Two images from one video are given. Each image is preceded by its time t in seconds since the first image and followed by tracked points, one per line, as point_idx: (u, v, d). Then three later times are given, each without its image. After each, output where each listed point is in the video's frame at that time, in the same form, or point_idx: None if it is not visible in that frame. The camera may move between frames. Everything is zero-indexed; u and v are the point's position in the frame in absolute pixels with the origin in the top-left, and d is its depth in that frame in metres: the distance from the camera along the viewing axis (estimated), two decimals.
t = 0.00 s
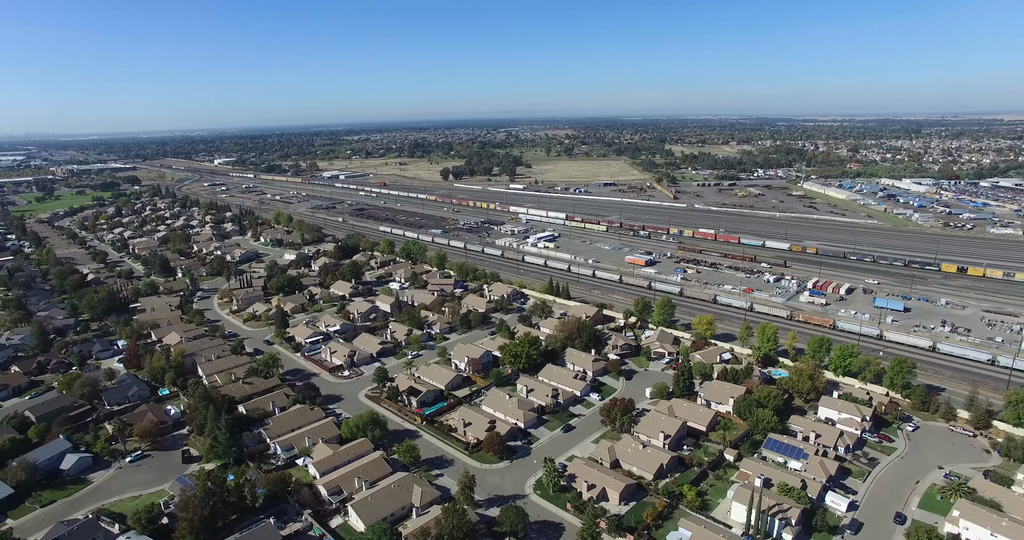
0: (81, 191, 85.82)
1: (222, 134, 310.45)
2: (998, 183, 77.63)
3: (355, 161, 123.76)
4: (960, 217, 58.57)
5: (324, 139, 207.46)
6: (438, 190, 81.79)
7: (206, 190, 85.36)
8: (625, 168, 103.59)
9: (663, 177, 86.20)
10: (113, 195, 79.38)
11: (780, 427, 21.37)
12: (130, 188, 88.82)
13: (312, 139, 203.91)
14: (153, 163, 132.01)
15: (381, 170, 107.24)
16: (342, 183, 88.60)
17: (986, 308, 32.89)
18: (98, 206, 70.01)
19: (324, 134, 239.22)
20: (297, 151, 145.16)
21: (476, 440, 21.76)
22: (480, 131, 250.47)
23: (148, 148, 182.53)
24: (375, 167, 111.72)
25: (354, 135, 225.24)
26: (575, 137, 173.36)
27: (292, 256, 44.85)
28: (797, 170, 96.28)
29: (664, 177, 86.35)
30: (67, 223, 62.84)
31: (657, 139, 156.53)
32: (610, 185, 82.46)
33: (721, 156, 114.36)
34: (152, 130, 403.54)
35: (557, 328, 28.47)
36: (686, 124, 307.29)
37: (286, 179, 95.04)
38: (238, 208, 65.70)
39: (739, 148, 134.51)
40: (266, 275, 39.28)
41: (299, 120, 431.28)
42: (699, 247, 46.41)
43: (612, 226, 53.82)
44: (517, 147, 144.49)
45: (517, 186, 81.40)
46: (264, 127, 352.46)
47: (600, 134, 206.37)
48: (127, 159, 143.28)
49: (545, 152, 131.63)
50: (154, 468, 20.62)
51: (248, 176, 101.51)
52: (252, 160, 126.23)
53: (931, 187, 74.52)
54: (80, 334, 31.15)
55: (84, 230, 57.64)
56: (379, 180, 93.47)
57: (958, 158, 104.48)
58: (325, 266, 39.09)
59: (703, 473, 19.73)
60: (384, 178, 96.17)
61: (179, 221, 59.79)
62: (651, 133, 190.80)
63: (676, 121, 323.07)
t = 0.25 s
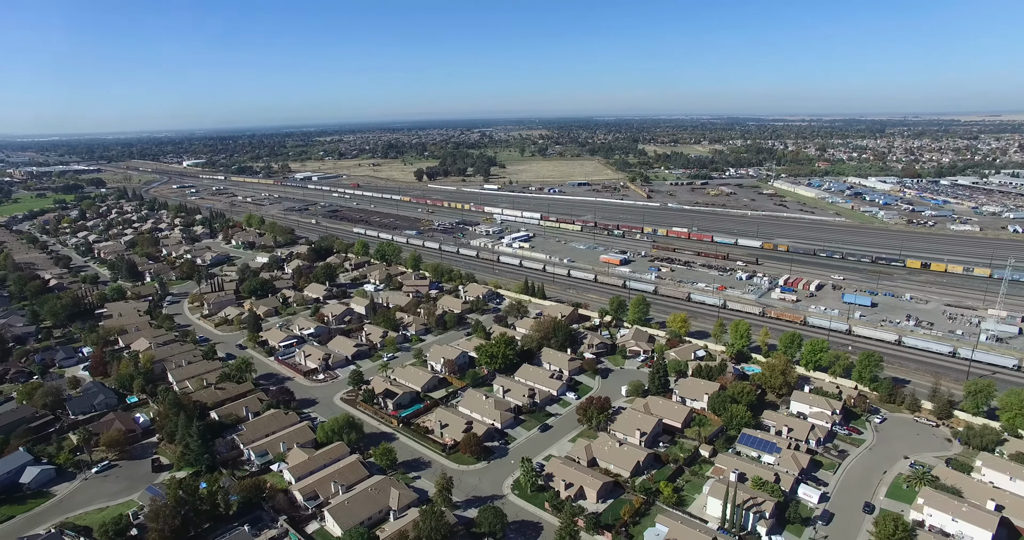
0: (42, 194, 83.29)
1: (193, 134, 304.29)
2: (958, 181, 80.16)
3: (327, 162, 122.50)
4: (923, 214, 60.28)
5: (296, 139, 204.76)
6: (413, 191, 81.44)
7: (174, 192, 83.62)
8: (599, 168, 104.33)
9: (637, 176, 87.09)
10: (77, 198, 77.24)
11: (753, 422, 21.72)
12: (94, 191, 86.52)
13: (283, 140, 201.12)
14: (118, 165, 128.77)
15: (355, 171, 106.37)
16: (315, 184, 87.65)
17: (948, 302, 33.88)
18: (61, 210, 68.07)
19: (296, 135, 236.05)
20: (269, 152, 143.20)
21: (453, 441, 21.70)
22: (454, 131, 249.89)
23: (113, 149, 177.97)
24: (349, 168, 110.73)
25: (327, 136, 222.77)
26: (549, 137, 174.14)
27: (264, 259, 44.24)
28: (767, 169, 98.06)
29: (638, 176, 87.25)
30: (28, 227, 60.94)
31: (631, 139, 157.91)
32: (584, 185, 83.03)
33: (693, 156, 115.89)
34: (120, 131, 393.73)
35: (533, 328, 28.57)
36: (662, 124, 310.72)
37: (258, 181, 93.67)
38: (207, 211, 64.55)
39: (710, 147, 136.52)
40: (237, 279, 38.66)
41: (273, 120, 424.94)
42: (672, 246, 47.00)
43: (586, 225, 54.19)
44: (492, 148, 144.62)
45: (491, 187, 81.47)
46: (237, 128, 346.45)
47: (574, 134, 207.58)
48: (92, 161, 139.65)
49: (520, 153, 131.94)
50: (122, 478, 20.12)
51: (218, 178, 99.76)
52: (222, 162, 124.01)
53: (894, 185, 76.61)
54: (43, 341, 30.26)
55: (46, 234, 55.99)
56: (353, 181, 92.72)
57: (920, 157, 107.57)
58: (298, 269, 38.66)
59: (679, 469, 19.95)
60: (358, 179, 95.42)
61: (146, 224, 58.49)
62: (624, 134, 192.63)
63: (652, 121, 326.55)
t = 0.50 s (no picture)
0: None
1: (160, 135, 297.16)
2: (917, 179, 82.69)
3: (297, 164, 120.91)
4: (885, 211, 62.06)
5: (265, 141, 201.67)
6: (384, 192, 80.93)
7: (138, 195, 81.60)
8: (571, 168, 104.95)
9: (608, 176, 87.88)
10: (34, 201, 74.76)
11: (726, 417, 22.04)
12: (52, 194, 83.80)
13: (252, 141, 197.81)
14: (79, 167, 125.00)
15: (325, 173, 105.19)
16: (285, 186, 86.45)
17: (910, 296, 34.90)
18: (17, 214, 65.81)
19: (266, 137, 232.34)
20: (237, 154, 140.62)
21: (428, 444, 21.60)
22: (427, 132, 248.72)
23: (74, 151, 172.66)
24: (319, 170, 109.45)
25: (297, 137, 219.61)
26: (522, 137, 174.57)
27: (233, 263, 43.53)
28: (736, 168, 99.77)
29: (609, 176, 88.01)
30: None
31: (602, 139, 159.19)
32: (556, 185, 83.47)
33: (664, 155, 117.32)
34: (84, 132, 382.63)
35: (507, 328, 28.64)
36: (632, 123, 312.72)
37: (226, 183, 92.03)
38: (173, 214, 63.17)
39: (680, 147, 138.43)
40: (206, 283, 37.95)
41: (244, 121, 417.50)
42: (644, 244, 47.56)
43: (559, 225, 54.51)
44: (465, 148, 144.30)
45: (463, 187, 81.40)
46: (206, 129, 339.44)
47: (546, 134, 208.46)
48: (51, 163, 135.31)
49: (492, 153, 131.98)
50: (86, 490, 19.54)
51: (184, 180, 97.68)
52: (188, 164, 121.43)
53: (858, 183, 78.67)
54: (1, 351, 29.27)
55: (2, 240, 54.11)
56: (323, 182, 91.69)
57: (881, 156, 110.63)
58: (269, 272, 38.12)
59: (653, 466, 20.15)
60: (329, 181, 94.45)
61: (109, 228, 56.97)
62: (595, 134, 194.23)
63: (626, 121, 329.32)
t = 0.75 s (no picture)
0: None
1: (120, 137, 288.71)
2: (875, 177, 85.32)
3: (262, 166, 118.83)
4: (844, 208, 63.86)
5: (229, 142, 197.71)
6: (352, 194, 80.16)
7: (95, 198, 79.12)
8: (540, 168, 105.40)
9: (577, 176, 88.52)
10: None
11: (696, 413, 22.37)
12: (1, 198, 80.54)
13: (215, 142, 193.71)
14: (31, 170, 120.35)
15: (290, 174, 103.59)
16: (249, 189, 84.90)
17: (869, 290, 35.96)
18: None
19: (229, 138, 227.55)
20: (200, 155, 137.41)
21: (400, 446, 21.46)
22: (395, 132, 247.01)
23: (26, 153, 166.48)
24: (284, 172, 107.76)
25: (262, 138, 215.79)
26: (491, 138, 174.66)
27: (197, 267, 42.61)
28: (702, 167, 101.46)
29: (578, 176, 88.67)
30: None
31: (571, 138, 160.26)
32: (525, 185, 83.75)
33: (631, 155, 118.64)
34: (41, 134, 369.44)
35: (478, 329, 28.67)
36: (603, 123, 315.35)
37: (188, 186, 89.96)
38: (133, 218, 61.48)
39: (648, 147, 140.22)
40: (168, 288, 37.06)
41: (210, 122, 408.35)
42: (613, 243, 48.10)
43: (528, 225, 54.74)
44: (434, 149, 143.75)
45: (432, 188, 81.11)
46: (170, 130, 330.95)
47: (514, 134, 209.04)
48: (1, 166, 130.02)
49: (461, 153, 131.72)
50: (41, 507, 18.83)
51: (144, 183, 95.09)
52: (148, 166, 118.09)
53: (819, 181, 80.79)
54: None
55: None
56: (289, 184, 90.36)
57: (841, 154, 113.78)
58: (234, 276, 37.44)
59: (625, 463, 20.36)
60: (295, 182, 93.09)
61: (63, 232, 55.10)
62: (563, 133, 195.61)
63: (598, 121, 331.76)
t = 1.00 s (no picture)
0: None
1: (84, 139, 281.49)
2: (841, 176, 87.36)
3: (231, 168, 116.91)
4: (812, 206, 65.19)
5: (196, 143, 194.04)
6: (323, 196, 79.43)
7: (56, 202, 76.93)
8: (513, 168, 105.59)
9: (550, 176, 88.92)
10: None
11: (671, 410, 22.63)
12: None
13: (183, 144, 190.06)
14: None
15: (260, 176, 102.14)
16: (218, 191, 83.52)
17: (837, 286, 36.78)
18: None
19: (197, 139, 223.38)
20: (167, 158, 134.54)
21: (377, 449, 21.33)
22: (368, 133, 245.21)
23: None
24: (253, 174, 106.17)
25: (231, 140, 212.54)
26: (464, 139, 174.50)
27: (164, 272, 41.79)
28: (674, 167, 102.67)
29: (551, 176, 89.04)
30: None
31: (544, 139, 160.96)
32: (498, 186, 83.85)
33: (604, 155, 119.55)
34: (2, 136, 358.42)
35: (453, 330, 28.66)
36: (578, 123, 317.08)
37: (154, 189, 88.11)
38: (96, 222, 59.96)
39: (621, 147, 141.43)
40: (135, 293, 36.27)
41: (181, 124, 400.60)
42: (587, 243, 48.49)
43: (502, 226, 54.85)
44: (408, 150, 142.99)
45: (404, 189, 80.77)
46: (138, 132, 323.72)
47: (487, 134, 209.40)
48: None
49: (435, 154, 131.37)
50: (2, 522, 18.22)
51: (108, 186, 92.81)
52: (111, 169, 115.22)
53: (787, 180, 82.41)
54: None
55: None
56: (259, 187, 89.10)
57: (808, 153, 116.34)
58: (204, 281, 36.82)
59: (603, 461, 20.50)
60: (265, 185, 91.86)
61: (22, 237, 53.45)
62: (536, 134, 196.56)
63: (574, 121, 333.17)
